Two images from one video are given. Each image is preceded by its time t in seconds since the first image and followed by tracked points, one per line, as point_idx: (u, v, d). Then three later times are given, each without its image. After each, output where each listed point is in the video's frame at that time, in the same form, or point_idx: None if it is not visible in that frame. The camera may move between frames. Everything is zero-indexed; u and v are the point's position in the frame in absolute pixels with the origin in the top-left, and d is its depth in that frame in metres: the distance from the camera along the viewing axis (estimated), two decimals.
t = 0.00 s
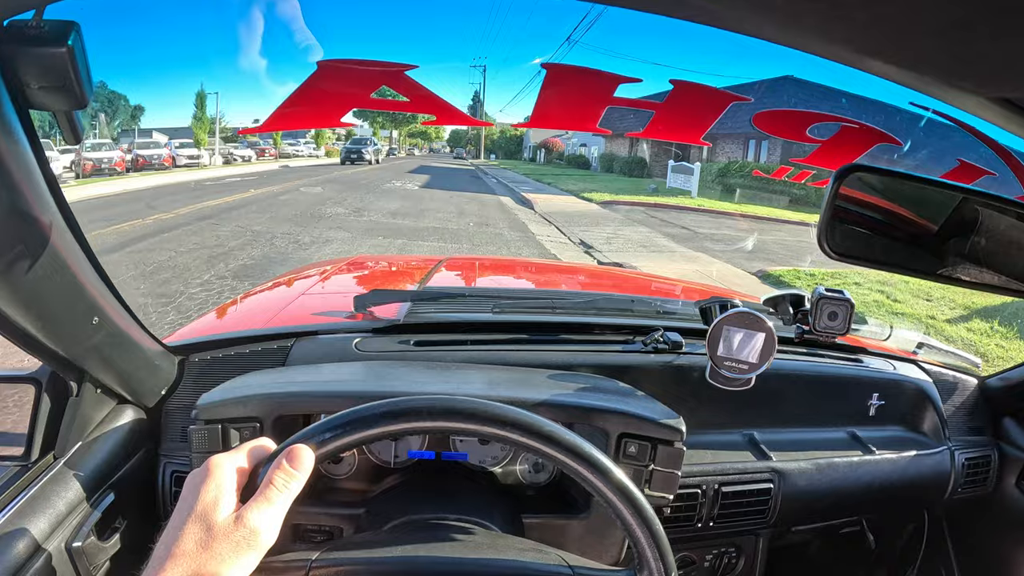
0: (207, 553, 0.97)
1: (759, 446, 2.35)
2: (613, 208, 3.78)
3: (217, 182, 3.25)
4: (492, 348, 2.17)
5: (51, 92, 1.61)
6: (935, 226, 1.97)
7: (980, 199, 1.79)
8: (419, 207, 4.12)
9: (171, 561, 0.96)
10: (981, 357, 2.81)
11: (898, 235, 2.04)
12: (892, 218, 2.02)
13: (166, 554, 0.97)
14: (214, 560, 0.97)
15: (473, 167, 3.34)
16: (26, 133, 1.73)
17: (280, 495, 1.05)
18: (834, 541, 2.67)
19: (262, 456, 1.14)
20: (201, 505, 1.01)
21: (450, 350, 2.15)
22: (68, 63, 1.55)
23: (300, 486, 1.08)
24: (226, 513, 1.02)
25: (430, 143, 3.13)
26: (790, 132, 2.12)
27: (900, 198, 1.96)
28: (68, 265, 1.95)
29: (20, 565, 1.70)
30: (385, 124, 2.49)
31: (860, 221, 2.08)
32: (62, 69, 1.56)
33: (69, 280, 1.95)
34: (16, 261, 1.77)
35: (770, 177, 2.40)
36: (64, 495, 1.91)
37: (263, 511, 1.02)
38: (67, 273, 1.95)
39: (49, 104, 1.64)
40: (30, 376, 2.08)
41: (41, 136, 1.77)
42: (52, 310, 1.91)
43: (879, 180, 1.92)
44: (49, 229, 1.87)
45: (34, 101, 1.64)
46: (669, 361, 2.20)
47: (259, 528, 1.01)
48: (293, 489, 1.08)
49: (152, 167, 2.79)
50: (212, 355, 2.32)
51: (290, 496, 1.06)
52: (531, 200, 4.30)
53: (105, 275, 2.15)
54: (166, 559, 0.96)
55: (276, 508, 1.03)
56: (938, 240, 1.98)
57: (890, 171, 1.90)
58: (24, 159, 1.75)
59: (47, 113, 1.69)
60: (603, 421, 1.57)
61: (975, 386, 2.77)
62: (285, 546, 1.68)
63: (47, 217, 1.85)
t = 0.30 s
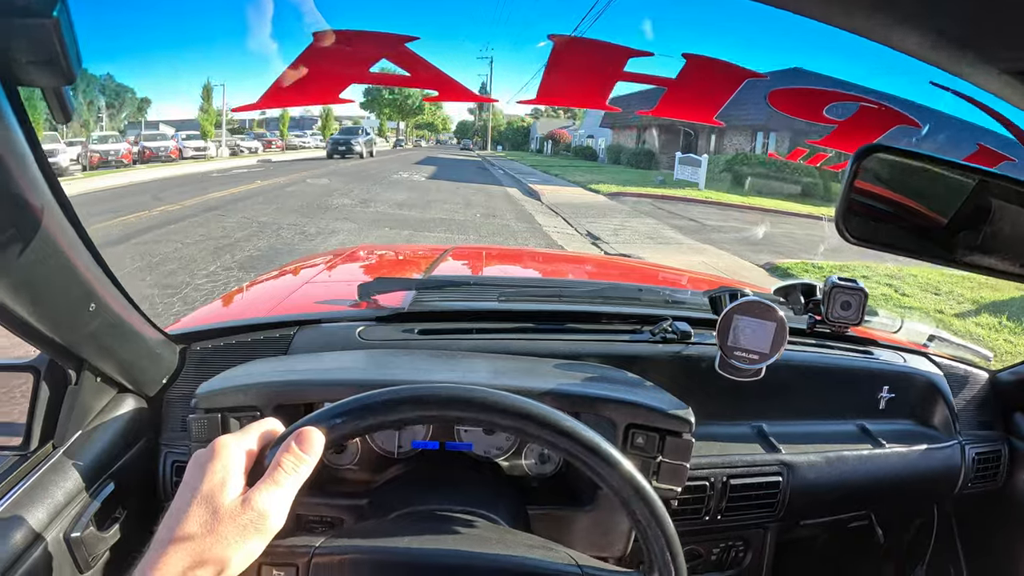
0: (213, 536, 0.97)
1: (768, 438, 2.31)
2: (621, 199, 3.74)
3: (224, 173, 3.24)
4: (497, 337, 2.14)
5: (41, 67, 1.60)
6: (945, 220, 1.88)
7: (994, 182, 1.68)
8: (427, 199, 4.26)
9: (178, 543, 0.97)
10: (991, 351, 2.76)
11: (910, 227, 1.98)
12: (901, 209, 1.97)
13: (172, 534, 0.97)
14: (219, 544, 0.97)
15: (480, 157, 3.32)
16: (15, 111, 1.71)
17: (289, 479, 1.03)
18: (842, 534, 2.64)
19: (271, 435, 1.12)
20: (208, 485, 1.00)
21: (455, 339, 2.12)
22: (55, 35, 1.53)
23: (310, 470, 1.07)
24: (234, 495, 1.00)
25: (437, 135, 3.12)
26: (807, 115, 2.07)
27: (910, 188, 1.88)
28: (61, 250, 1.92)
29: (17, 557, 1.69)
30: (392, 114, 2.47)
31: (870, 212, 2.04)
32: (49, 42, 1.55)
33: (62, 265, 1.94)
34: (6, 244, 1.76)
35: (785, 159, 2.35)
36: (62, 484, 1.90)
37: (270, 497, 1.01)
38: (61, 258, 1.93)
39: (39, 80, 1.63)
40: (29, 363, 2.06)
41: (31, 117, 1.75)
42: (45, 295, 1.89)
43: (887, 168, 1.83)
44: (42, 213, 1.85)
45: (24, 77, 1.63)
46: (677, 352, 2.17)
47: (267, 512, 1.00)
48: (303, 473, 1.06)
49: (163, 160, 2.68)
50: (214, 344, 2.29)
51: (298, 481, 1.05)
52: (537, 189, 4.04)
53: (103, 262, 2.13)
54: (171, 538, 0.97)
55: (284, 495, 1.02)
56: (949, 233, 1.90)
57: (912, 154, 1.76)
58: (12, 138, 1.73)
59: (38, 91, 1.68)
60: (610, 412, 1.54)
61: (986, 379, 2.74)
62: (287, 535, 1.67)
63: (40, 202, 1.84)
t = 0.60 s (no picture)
0: (267, 520, 1.09)
1: (771, 441, 2.45)
2: (629, 207, 3.85)
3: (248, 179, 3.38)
4: (518, 343, 2.28)
5: (142, 104, 1.70)
6: (949, 232, 2.02)
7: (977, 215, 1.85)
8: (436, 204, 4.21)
9: (237, 524, 1.08)
10: (988, 362, 2.83)
11: (916, 239, 2.11)
12: (908, 224, 2.07)
13: (230, 516, 1.09)
14: (272, 527, 1.09)
15: (491, 164, 3.43)
16: (113, 133, 1.83)
17: (335, 469, 1.16)
18: (841, 534, 2.77)
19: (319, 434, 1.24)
20: (264, 475, 1.12)
21: (479, 344, 2.26)
22: (169, 81, 1.62)
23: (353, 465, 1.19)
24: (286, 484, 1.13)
25: (447, 140, 3.11)
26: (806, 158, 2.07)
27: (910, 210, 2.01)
28: (135, 261, 2.08)
29: (72, 543, 1.84)
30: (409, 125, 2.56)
31: (877, 227, 2.14)
32: (158, 85, 1.63)
33: (135, 275, 2.10)
34: (95, 256, 1.92)
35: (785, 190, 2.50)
36: (112, 475, 2.05)
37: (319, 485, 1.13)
38: (135, 269, 2.09)
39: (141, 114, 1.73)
40: (83, 363, 2.22)
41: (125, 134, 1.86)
42: (116, 303, 2.04)
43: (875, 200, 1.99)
44: (127, 229, 2.01)
45: (127, 111, 1.73)
46: (686, 359, 2.31)
47: (315, 498, 1.12)
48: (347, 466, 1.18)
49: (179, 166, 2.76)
50: (251, 346, 2.45)
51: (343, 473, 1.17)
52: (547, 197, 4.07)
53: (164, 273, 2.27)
54: (230, 521, 1.09)
55: (330, 484, 1.14)
56: (954, 244, 2.05)
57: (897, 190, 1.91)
58: (107, 156, 1.85)
59: (137, 122, 1.79)
60: (625, 413, 1.68)
61: (981, 390, 2.86)
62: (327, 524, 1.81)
63: (124, 217, 1.99)
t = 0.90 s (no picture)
0: (273, 516, 1.08)
1: (778, 443, 2.43)
2: (634, 211, 3.89)
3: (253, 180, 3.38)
4: (525, 345, 2.28)
5: (151, 100, 1.72)
6: (956, 233, 2.01)
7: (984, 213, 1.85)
8: (441, 207, 4.18)
9: (243, 519, 1.07)
10: (994, 364, 2.84)
11: (922, 242, 2.10)
12: (914, 226, 2.07)
13: (235, 513, 1.08)
14: (277, 524, 1.08)
15: (495, 166, 3.43)
16: (124, 131, 1.86)
17: (341, 469, 1.15)
18: (848, 538, 2.75)
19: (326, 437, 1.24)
20: (269, 473, 1.12)
21: (486, 346, 2.26)
22: (180, 75, 1.65)
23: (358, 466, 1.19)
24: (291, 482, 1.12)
25: (451, 142, 3.05)
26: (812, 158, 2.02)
27: (915, 211, 2.01)
28: (142, 260, 2.09)
29: (76, 542, 1.84)
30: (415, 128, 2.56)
31: (883, 229, 2.14)
32: (170, 81, 1.66)
33: (142, 273, 2.10)
34: (103, 253, 1.93)
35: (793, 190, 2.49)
36: (118, 475, 2.05)
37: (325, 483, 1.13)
38: (142, 267, 2.10)
39: (151, 111, 1.75)
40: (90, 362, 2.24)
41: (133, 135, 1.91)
42: (123, 301, 2.05)
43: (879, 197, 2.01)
44: (134, 225, 2.02)
45: (137, 108, 1.76)
46: (693, 361, 2.30)
47: (320, 496, 1.11)
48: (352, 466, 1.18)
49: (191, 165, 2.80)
50: (258, 347, 2.46)
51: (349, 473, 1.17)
52: (552, 201, 4.21)
53: (171, 273, 2.28)
54: (235, 517, 1.08)
55: (336, 482, 1.14)
56: (960, 246, 2.04)
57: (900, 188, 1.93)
58: (119, 153, 1.88)
59: (147, 119, 1.80)
60: (632, 414, 1.67)
61: (989, 392, 2.83)
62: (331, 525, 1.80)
63: (133, 215, 2.01)
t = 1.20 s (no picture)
0: (301, 478, 0.97)
1: (771, 445, 2.42)
2: (637, 212, 3.87)
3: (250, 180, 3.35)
4: (516, 345, 2.28)
5: (133, 105, 1.71)
6: (956, 234, 1.96)
7: (977, 212, 1.81)
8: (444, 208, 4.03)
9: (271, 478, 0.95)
10: (994, 365, 2.79)
11: (923, 241, 2.04)
12: (916, 226, 2.02)
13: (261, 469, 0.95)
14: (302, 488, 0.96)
15: (498, 167, 3.40)
16: (106, 134, 1.86)
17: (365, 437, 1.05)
18: (844, 540, 2.74)
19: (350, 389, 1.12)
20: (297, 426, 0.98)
21: (478, 347, 2.26)
22: (157, 83, 1.64)
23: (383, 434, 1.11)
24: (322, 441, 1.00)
25: (456, 145, 3.12)
26: (796, 148, 2.06)
27: (916, 211, 1.95)
28: (130, 260, 2.08)
29: (69, 536, 1.84)
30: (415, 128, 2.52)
31: (884, 228, 2.08)
32: (150, 87, 1.65)
33: (130, 273, 2.10)
34: (90, 253, 1.93)
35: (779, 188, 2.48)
36: (111, 472, 2.05)
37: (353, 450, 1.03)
38: (130, 267, 2.10)
39: (133, 115, 1.76)
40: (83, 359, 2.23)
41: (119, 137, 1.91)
42: (111, 302, 2.05)
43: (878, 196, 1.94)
44: (121, 226, 2.02)
45: (118, 112, 1.76)
46: (685, 361, 2.30)
47: (346, 464, 1.01)
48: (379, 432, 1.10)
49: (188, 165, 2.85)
50: (251, 346, 2.45)
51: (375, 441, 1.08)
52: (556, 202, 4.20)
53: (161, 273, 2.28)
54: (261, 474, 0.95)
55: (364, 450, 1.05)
56: (959, 246, 2.00)
57: (898, 189, 1.87)
58: (103, 157, 1.88)
59: (129, 123, 1.80)
60: (620, 414, 1.67)
61: (987, 393, 2.82)
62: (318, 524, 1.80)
63: (119, 216, 2.01)
